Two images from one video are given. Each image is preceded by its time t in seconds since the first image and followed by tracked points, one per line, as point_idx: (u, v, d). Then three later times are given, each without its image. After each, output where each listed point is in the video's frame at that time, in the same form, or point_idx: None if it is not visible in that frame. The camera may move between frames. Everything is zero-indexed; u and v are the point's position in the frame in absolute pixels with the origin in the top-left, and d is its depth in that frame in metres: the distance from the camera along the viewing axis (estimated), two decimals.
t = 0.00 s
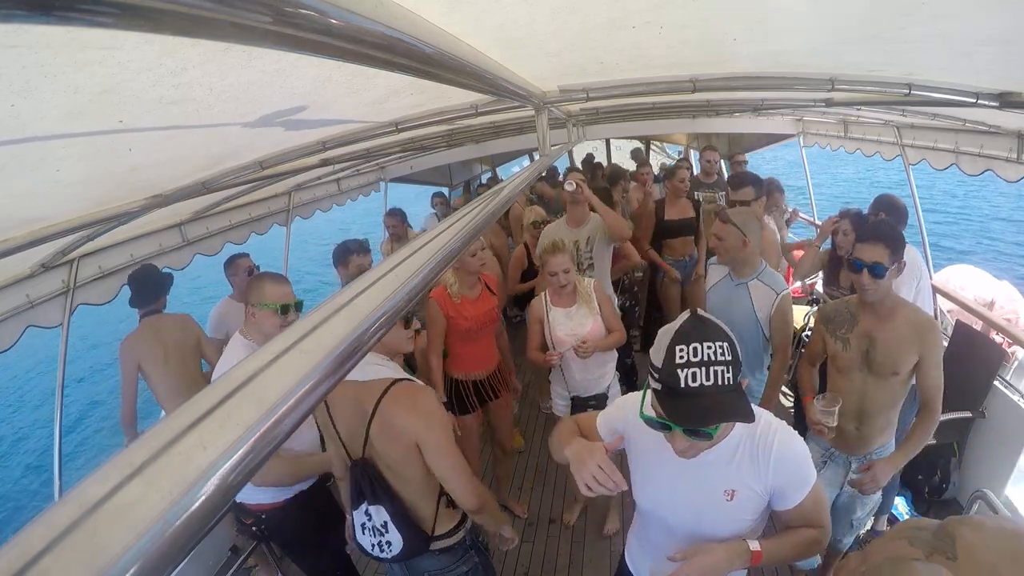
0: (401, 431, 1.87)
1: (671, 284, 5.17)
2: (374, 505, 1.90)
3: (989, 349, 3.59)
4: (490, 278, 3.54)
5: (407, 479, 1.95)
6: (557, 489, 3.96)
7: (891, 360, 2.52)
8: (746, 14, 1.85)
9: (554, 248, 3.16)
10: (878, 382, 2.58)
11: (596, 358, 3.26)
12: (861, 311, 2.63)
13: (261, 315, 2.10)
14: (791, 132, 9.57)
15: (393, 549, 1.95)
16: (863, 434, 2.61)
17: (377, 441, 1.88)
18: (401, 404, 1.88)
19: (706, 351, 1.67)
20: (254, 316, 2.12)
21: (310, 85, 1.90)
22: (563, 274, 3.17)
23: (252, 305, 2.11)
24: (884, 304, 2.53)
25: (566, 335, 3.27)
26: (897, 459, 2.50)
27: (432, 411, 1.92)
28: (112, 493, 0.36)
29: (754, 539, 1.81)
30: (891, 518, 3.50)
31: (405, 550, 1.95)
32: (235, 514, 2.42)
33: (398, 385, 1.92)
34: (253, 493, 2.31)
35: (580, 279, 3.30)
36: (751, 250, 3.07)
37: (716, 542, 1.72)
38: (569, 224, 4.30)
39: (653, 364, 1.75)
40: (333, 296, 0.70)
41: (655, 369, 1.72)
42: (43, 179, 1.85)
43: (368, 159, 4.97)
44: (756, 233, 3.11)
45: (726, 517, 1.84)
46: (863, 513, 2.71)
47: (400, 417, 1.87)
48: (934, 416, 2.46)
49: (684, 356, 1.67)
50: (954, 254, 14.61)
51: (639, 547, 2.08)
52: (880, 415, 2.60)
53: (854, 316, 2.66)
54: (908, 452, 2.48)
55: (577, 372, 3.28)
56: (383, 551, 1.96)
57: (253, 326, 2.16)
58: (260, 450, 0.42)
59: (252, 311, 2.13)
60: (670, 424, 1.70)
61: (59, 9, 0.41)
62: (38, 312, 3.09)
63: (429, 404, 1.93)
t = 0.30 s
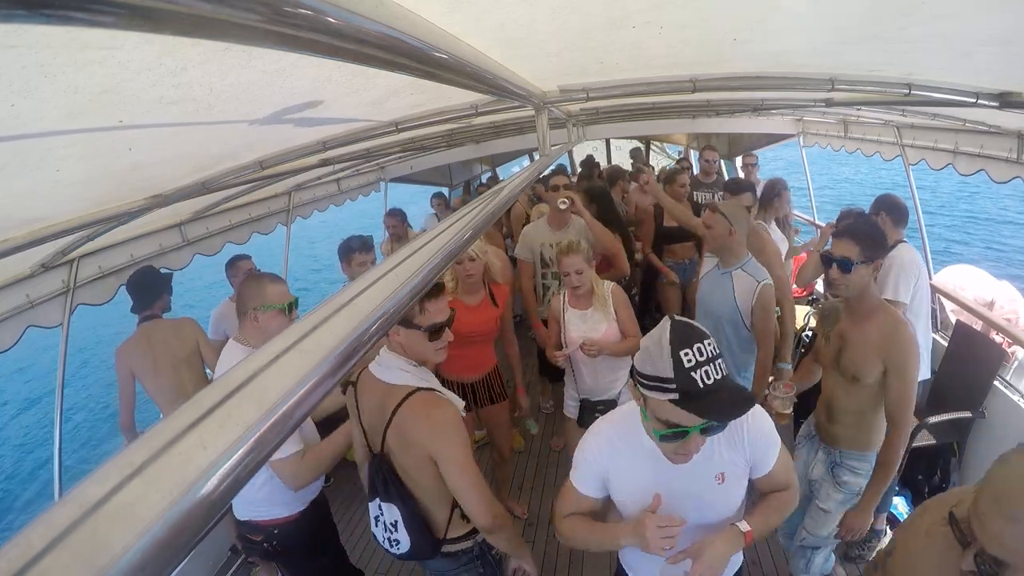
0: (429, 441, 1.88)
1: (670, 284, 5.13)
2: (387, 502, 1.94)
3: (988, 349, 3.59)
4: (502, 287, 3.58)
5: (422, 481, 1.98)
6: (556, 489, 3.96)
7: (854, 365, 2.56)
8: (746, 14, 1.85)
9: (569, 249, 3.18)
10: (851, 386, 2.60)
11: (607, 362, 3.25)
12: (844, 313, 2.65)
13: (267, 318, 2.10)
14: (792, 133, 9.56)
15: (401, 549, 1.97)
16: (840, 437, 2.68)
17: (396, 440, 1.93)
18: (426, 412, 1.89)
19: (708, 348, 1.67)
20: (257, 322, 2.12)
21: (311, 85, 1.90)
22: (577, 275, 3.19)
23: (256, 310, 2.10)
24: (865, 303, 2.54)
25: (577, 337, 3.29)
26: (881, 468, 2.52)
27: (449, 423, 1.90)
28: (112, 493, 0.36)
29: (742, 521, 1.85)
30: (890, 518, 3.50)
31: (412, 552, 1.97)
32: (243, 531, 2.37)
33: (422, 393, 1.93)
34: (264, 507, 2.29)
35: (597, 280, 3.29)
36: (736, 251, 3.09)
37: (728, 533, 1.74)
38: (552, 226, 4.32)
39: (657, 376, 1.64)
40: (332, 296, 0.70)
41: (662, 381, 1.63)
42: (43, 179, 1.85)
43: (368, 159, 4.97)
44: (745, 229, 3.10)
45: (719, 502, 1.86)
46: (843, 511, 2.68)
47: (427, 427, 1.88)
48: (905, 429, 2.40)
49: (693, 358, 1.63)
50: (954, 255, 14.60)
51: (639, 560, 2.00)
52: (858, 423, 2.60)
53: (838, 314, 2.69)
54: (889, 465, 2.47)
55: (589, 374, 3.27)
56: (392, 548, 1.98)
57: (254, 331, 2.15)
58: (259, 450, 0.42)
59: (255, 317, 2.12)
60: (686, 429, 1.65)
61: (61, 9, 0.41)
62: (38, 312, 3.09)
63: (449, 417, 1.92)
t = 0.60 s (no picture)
0: (414, 456, 1.88)
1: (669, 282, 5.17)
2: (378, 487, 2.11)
3: (989, 349, 3.59)
4: (487, 288, 3.60)
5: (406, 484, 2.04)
6: (556, 489, 3.96)
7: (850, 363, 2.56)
8: (745, 14, 1.85)
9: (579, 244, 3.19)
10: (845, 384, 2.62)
11: (603, 364, 3.24)
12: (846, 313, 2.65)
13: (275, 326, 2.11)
14: (791, 132, 9.56)
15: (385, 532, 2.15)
16: (829, 436, 2.71)
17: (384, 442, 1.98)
18: (410, 429, 1.88)
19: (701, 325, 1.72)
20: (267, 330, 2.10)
21: (310, 85, 1.90)
22: (583, 271, 3.19)
23: (263, 319, 2.10)
24: (867, 301, 2.53)
25: (579, 333, 3.28)
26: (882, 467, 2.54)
27: (424, 443, 1.89)
28: (112, 493, 0.36)
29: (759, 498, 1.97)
30: (891, 518, 3.50)
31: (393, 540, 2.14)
32: (250, 544, 2.35)
33: (404, 408, 1.93)
34: (273, 517, 2.27)
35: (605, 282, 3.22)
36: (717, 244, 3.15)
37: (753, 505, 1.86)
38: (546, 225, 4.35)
39: (667, 360, 1.64)
40: (332, 297, 0.70)
41: (674, 363, 1.63)
42: (43, 179, 1.85)
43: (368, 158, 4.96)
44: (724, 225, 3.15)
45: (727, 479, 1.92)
46: (821, 513, 2.75)
47: (412, 439, 1.88)
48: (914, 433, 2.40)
49: (693, 334, 1.67)
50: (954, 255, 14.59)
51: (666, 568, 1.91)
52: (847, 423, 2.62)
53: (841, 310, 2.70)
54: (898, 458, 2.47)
55: (587, 373, 3.30)
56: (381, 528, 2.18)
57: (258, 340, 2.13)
58: (260, 449, 0.42)
59: (262, 326, 2.11)
60: (703, 403, 1.66)
61: (61, 9, 0.40)
62: (38, 312, 3.09)
63: (425, 440, 1.89)
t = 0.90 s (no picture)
0: (390, 435, 1.92)
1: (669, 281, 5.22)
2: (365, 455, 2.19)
3: (988, 349, 3.59)
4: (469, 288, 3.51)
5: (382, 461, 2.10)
6: (556, 489, 3.96)
7: (868, 371, 2.56)
8: (745, 14, 1.85)
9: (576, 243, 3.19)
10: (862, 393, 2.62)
11: (591, 364, 3.24)
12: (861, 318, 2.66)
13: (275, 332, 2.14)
14: (791, 132, 9.55)
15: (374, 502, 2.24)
16: (845, 446, 2.73)
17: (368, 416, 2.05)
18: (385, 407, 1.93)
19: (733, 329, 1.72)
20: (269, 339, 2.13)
21: (310, 85, 1.90)
22: (575, 270, 3.19)
23: (265, 328, 2.11)
24: (882, 308, 2.53)
25: (571, 333, 3.27)
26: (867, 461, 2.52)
27: (398, 420, 1.93)
28: (113, 493, 0.36)
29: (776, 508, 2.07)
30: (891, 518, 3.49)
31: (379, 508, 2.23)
32: (254, 559, 2.32)
33: (383, 381, 1.97)
34: (275, 530, 2.26)
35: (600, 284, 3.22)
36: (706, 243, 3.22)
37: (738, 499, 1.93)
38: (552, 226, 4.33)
39: (706, 364, 1.63)
40: (332, 296, 0.70)
41: (713, 367, 1.62)
42: (43, 179, 1.85)
43: (368, 159, 4.97)
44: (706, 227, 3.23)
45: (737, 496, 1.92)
46: (843, 525, 2.73)
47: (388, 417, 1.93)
48: (922, 439, 2.37)
49: (728, 338, 1.67)
50: (954, 256, 14.59)
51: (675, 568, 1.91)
52: (864, 430, 2.64)
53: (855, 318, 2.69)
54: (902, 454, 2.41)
55: (579, 373, 3.29)
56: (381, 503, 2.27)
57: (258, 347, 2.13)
58: (260, 449, 0.42)
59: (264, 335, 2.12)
60: (740, 408, 1.66)
61: (61, 8, 0.40)
62: (38, 312, 3.08)
63: (398, 417, 1.93)
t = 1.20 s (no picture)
0: (377, 418, 2.00)
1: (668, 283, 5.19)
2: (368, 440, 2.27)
3: (988, 349, 3.60)
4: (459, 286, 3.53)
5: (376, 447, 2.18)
6: (556, 489, 3.96)
7: (877, 379, 2.57)
8: (745, 14, 1.85)
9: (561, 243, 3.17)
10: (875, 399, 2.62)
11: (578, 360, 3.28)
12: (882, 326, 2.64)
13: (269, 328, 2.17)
14: (791, 132, 9.54)
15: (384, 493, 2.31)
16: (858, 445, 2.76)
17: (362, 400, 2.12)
18: (371, 393, 2.02)
19: (790, 371, 1.60)
20: (264, 334, 2.15)
21: (310, 85, 1.90)
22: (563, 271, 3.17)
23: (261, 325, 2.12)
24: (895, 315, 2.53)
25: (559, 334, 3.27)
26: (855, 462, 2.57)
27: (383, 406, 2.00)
28: (113, 493, 0.36)
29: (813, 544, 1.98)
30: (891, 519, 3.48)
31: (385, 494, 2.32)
32: (253, 556, 2.31)
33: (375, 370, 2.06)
34: (274, 524, 2.26)
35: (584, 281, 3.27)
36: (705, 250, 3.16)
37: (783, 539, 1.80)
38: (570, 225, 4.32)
39: (743, 409, 1.56)
40: (332, 296, 0.70)
41: (751, 414, 1.55)
42: (43, 179, 1.85)
43: (368, 159, 4.97)
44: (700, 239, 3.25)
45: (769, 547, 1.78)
46: (866, 532, 2.72)
47: (376, 403, 2.00)
48: (907, 449, 2.40)
49: (777, 383, 1.55)
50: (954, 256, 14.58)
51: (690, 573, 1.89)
52: (875, 442, 2.64)
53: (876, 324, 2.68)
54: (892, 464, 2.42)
55: (568, 369, 3.29)
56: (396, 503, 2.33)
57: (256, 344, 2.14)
58: (260, 449, 0.42)
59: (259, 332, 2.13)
60: (778, 461, 1.59)
61: (62, 8, 0.40)
62: (38, 311, 3.08)
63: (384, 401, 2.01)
